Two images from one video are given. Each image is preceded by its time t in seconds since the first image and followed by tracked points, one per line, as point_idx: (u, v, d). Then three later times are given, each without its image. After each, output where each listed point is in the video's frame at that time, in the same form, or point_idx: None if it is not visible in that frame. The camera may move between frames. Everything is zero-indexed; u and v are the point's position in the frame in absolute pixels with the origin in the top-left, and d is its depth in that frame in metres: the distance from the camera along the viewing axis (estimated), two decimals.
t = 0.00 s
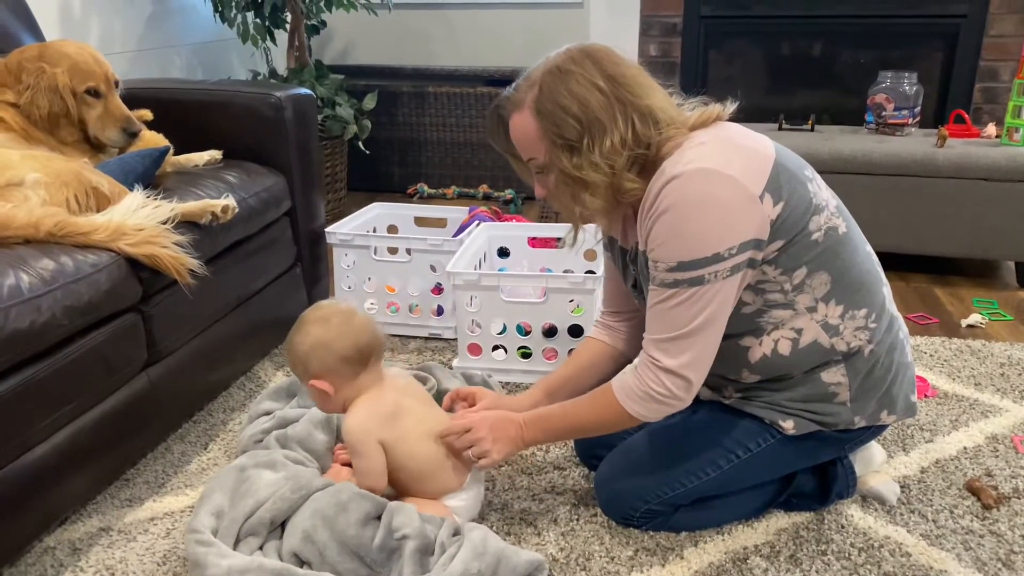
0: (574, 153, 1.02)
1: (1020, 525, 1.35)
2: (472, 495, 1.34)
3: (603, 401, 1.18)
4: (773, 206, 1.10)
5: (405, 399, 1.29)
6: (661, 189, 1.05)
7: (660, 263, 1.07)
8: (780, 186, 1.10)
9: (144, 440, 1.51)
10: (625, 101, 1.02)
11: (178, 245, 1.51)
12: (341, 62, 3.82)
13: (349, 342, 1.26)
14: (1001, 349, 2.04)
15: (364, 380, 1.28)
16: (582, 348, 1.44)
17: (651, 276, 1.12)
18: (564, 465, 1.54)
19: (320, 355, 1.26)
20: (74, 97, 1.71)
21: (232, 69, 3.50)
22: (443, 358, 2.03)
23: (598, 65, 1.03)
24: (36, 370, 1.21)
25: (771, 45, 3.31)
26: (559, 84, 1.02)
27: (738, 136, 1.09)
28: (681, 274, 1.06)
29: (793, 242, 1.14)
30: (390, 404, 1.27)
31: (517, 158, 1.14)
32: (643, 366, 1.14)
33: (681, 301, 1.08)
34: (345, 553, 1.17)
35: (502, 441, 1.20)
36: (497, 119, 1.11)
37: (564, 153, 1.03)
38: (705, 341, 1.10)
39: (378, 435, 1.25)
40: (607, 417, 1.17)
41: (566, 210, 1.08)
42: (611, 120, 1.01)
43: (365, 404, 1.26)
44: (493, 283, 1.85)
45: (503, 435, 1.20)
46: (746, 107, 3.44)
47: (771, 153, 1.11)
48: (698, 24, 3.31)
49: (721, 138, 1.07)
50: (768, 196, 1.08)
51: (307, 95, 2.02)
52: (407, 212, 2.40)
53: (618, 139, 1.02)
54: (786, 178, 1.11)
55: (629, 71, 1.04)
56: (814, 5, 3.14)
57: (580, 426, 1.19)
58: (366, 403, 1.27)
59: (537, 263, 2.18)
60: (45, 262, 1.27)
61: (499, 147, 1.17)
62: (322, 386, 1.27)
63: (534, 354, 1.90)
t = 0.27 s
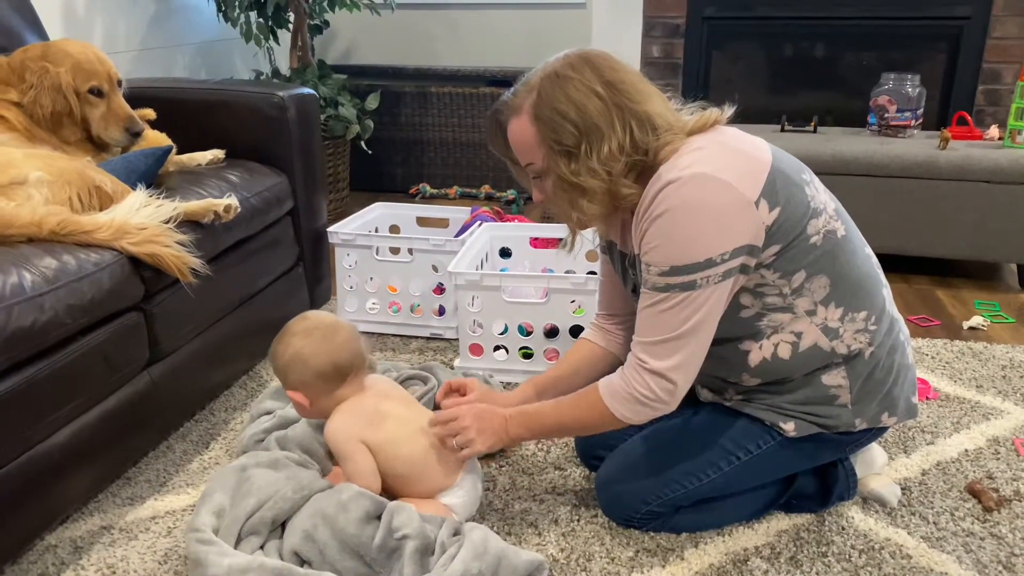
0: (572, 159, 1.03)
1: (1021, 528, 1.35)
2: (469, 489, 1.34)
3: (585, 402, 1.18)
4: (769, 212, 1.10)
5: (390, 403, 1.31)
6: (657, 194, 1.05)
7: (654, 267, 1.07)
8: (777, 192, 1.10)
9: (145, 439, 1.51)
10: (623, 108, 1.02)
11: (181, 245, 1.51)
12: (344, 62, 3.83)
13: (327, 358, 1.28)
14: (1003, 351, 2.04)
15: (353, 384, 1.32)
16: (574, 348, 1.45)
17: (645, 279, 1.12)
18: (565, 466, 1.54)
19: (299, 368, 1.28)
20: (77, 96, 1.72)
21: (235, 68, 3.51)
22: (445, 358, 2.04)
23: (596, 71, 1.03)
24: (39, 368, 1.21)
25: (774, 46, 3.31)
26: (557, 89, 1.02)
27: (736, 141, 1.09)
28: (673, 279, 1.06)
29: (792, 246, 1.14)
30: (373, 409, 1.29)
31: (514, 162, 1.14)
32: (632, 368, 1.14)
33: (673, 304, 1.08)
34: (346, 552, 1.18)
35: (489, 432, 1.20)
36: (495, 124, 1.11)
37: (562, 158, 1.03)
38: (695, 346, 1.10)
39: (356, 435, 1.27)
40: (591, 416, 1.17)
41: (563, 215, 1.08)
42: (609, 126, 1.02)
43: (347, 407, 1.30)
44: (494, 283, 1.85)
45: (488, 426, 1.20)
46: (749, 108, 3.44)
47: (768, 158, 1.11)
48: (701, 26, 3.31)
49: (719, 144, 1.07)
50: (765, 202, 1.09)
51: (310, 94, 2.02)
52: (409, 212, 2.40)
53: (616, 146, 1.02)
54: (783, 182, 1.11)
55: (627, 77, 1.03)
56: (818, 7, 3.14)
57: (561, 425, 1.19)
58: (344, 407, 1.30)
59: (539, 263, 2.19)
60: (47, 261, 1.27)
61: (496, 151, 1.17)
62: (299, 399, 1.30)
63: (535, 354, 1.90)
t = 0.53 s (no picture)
0: (569, 165, 1.03)
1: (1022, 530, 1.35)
2: (468, 486, 1.34)
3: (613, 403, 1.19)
4: (768, 214, 1.10)
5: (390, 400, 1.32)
6: (656, 198, 1.05)
7: (664, 274, 1.07)
8: (775, 194, 1.10)
9: (147, 437, 1.51)
10: (619, 113, 1.02)
11: (183, 243, 1.51)
12: (347, 61, 3.83)
13: (332, 355, 1.29)
14: (1006, 353, 2.04)
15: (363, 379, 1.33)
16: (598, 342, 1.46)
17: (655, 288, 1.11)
18: (565, 466, 1.54)
19: (305, 365, 1.29)
20: (80, 95, 1.72)
21: (238, 67, 3.51)
22: (446, 357, 2.04)
23: (592, 77, 1.03)
24: (40, 366, 1.21)
25: (777, 47, 3.30)
26: (553, 95, 1.03)
27: (733, 143, 1.09)
28: (685, 282, 1.06)
29: (791, 249, 1.14)
30: (380, 405, 1.30)
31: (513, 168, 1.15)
32: (659, 381, 1.14)
33: (691, 310, 1.07)
34: (346, 550, 1.18)
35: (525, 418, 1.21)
36: (493, 129, 1.11)
37: (559, 165, 1.03)
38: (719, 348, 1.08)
39: (364, 428, 1.28)
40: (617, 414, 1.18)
41: (561, 221, 1.09)
42: (605, 132, 1.02)
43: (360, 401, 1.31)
44: (496, 283, 1.85)
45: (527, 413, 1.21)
46: (752, 109, 3.44)
47: (766, 160, 1.10)
48: (704, 26, 3.30)
49: (716, 147, 1.07)
50: (763, 204, 1.09)
51: (313, 93, 2.03)
52: (411, 211, 2.40)
53: (613, 151, 1.03)
54: (781, 185, 1.11)
55: (623, 82, 1.04)
56: (822, 7, 3.14)
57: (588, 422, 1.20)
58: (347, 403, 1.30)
59: (541, 263, 2.19)
60: (50, 258, 1.27)
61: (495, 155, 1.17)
62: (304, 395, 1.31)
63: (537, 354, 1.90)
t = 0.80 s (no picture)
0: (578, 164, 1.02)
1: None
2: (473, 483, 1.33)
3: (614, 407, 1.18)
4: (779, 214, 1.09)
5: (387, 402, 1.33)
6: (666, 196, 1.04)
7: (669, 272, 1.07)
8: (785, 194, 1.09)
9: (151, 434, 1.51)
10: (629, 111, 1.02)
11: (188, 239, 1.51)
12: (353, 59, 3.84)
13: (327, 361, 1.31)
14: (1012, 355, 2.03)
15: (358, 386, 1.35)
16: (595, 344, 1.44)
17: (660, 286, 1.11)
18: (570, 465, 1.53)
19: (300, 374, 1.31)
20: (87, 91, 1.72)
21: (244, 64, 3.51)
22: (451, 355, 2.03)
23: (602, 75, 1.03)
24: (45, 362, 1.21)
25: (784, 47, 3.30)
26: (562, 94, 1.02)
27: (744, 143, 1.09)
28: (690, 282, 1.05)
29: (800, 249, 1.13)
30: (379, 407, 1.31)
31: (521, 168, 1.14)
32: (656, 377, 1.13)
33: (691, 309, 1.07)
34: (349, 547, 1.18)
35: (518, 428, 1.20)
36: (500, 128, 1.11)
37: (568, 164, 1.03)
38: (718, 349, 1.08)
39: (362, 429, 1.29)
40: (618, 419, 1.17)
41: (569, 220, 1.08)
42: (614, 131, 1.01)
43: (357, 405, 1.31)
44: (501, 281, 1.85)
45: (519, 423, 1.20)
46: (759, 109, 3.43)
47: (777, 161, 1.10)
48: (711, 25, 3.30)
49: (727, 147, 1.07)
50: (774, 205, 1.08)
51: (319, 90, 2.02)
52: (416, 209, 2.40)
53: (622, 151, 1.02)
54: (792, 185, 1.10)
55: (633, 81, 1.03)
56: (829, 7, 3.13)
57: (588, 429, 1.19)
58: (353, 404, 1.31)
59: (546, 261, 2.19)
60: (56, 254, 1.27)
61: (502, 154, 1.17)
62: (301, 404, 1.33)
63: (542, 353, 1.90)
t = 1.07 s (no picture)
0: (582, 163, 1.01)
1: None
2: (477, 482, 1.32)
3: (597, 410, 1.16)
4: (784, 215, 1.08)
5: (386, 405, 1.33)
6: (670, 194, 1.04)
7: (665, 270, 1.06)
8: (791, 194, 1.09)
9: (157, 430, 1.51)
10: (634, 110, 1.01)
11: (196, 235, 1.51)
12: (361, 57, 3.84)
13: (320, 374, 1.31)
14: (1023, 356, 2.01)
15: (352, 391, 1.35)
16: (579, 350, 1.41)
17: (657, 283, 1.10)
18: (577, 464, 1.53)
19: (295, 388, 1.32)
20: (96, 86, 1.71)
21: (252, 61, 3.51)
22: (457, 353, 2.03)
23: (607, 74, 1.02)
24: (52, 357, 1.21)
25: (792, 46, 3.28)
26: (568, 92, 1.01)
27: (750, 142, 1.08)
28: (686, 280, 1.04)
29: (807, 249, 1.12)
30: (376, 410, 1.32)
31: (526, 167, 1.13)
32: (642, 374, 1.12)
33: (684, 307, 1.06)
34: (355, 545, 1.17)
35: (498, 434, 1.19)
36: (505, 127, 1.10)
37: (573, 162, 1.02)
38: (708, 351, 1.07)
39: (359, 433, 1.30)
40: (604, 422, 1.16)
41: (573, 219, 1.07)
42: (620, 130, 1.00)
43: (353, 412, 1.32)
44: (508, 279, 1.84)
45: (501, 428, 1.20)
46: (767, 108, 3.41)
47: (783, 160, 1.09)
48: (720, 24, 3.28)
49: (733, 146, 1.06)
50: (779, 205, 1.07)
51: (327, 87, 2.02)
52: (423, 207, 2.40)
53: (627, 150, 1.01)
54: (798, 185, 1.09)
55: (638, 80, 1.02)
56: (838, 6, 3.11)
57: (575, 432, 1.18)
58: (354, 411, 1.32)
59: (553, 260, 2.18)
60: (63, 249, 1.27)
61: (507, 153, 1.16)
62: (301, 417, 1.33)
63: (548, 351, 1.89)
